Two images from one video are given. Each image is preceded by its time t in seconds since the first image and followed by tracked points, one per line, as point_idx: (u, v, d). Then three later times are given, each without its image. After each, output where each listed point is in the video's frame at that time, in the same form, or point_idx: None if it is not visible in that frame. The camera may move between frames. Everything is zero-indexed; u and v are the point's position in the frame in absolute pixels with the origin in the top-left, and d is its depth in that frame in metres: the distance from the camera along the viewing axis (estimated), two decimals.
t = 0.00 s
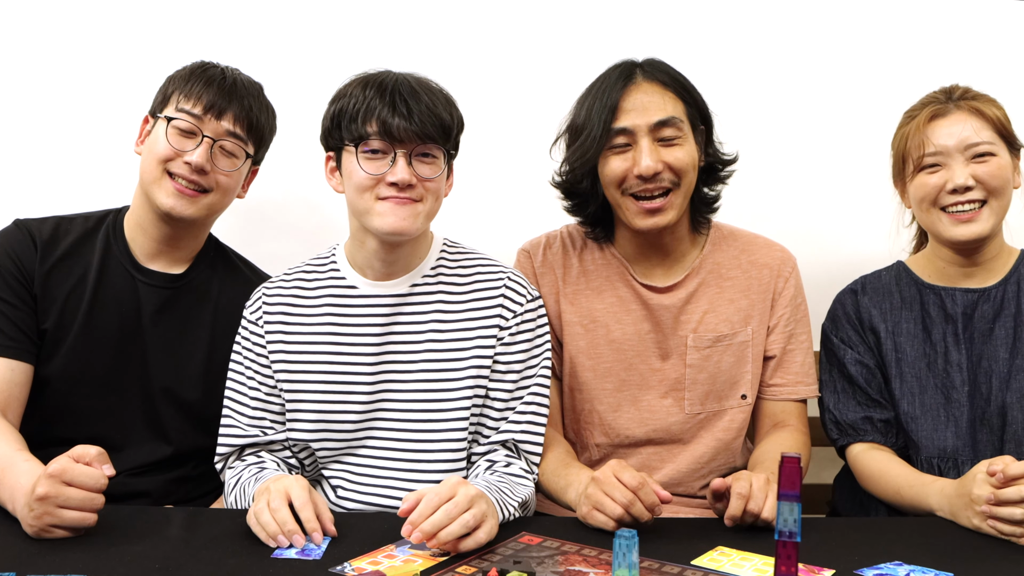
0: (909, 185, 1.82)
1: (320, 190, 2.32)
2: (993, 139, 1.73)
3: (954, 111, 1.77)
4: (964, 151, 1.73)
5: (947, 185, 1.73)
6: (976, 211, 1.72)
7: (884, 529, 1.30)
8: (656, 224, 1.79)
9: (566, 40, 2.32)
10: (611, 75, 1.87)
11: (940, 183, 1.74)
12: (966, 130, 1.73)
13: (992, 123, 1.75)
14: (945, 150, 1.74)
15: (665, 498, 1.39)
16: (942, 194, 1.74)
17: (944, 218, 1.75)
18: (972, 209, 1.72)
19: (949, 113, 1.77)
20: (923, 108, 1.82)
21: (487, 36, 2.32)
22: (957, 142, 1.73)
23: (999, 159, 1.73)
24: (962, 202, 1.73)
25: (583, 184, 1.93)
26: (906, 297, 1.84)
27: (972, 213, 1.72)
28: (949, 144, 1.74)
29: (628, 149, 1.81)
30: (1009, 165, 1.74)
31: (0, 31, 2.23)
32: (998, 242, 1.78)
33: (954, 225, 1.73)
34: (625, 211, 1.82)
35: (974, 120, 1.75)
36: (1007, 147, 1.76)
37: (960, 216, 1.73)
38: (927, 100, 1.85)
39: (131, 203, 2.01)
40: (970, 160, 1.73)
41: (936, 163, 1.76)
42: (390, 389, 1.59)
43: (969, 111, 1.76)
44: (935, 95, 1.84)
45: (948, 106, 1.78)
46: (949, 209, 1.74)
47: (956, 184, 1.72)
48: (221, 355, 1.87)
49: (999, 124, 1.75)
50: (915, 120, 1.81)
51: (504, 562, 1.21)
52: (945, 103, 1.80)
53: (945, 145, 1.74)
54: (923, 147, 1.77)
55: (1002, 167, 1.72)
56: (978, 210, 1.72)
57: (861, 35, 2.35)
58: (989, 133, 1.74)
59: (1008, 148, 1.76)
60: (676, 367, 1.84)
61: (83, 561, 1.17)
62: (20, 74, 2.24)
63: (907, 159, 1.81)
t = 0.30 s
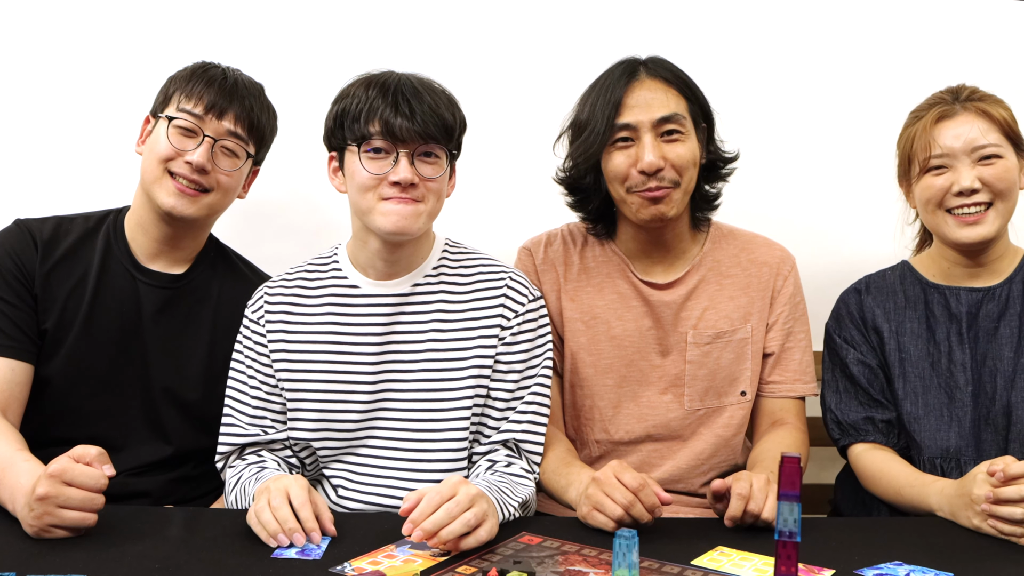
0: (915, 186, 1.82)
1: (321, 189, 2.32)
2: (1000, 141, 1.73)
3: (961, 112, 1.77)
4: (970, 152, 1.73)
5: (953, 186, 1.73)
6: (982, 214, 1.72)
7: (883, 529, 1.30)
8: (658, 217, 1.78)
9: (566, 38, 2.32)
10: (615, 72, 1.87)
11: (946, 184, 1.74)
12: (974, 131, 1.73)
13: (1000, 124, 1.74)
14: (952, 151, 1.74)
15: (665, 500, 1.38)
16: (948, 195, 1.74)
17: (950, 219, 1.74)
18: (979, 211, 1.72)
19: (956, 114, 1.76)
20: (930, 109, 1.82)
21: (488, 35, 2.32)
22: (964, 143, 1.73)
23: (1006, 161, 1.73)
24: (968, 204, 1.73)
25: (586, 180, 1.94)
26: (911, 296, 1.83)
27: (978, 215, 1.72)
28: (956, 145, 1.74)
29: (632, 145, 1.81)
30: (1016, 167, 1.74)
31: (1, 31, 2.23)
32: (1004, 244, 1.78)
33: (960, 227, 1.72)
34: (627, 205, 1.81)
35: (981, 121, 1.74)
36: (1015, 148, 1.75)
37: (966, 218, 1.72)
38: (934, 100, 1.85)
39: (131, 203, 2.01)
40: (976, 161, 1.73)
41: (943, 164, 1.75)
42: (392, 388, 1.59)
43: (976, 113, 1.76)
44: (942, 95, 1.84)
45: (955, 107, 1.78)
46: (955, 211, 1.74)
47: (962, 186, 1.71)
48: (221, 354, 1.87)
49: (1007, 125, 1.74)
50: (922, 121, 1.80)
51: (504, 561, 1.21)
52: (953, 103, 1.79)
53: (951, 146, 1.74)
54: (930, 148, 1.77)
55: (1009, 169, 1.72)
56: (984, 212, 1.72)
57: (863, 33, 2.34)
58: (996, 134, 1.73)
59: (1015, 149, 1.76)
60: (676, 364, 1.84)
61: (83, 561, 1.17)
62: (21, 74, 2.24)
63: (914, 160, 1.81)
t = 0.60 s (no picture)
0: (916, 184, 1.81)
1: (321, 189, 2.32)
2: (1001, 140, 1.73)
3: (962, 110, 1.76)
4: (971, 150, 1.73)
5: (954, 184, 1.73)
6: (983, 212, 1.71)
7: (884, 529, 1.30)
8: (660, 221, 1.79)
9: (568, 38, 2.32)
10: (610, 75, 1.86)
11: (947, 182, 1.74)
12: (975, 130, 1.73)
13: (1001, 123, 1.74)
14: (953, 149, 1.74)
15: (665, 501, 1.38)
16: (949, 193, 1.74)
17: (951, 217, 1.74)
18: (979, 209, 1.72)
19: (958, 112, 1.76)
20: (931, 107, 1.82)
21: (489, 35, 2.32)
22: (965, 141, 1.73)
23: (1007, 160, 1.72)
24: (968, 202, 1.72)
25: (584, 183, 1.94)
26: (913, 296, 1.83)
27: (979, 213, 1.72)
28: (957, 143, 1.74)
29: (629, 148, 1.81)
30: (1018, 165, 1.73)
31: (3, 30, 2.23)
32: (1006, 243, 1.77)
33: (960, 225, 1.72)
34: (626, 208, 1.82)
35: (983, 119, 1.74)
36: (1016, 147, 1.75)
37: (966, 216, 1.72)
38: (936, 99, 1.85)
39: (132, 203, 2.01)
40: (977, 159, 1.72)
41: (944, 162, 1.75)
42: (393, 388, 1.59)
43: (978, 111, 1.75)
44: (944, 94, 1.84)
45: (957, 105, 1.77)
46: (955, 209, 1.74)
47: (963, 184, 1.71)
48: (221, 354, 1.87)
49: (1008, 124, 1.74)
50: (923, 120, 1.80)
51: (504, 561, 1.21)
52: (954, 102, 1.79)
53: (952, 144, 1.74)
54: (931, 146, 1.76)
55: (1010, 167, 1.72)
56: (985, 210, 1.72)
57: (864, 33, 2.34)
58: (998, 133, 1.73)
59: (1017, 148, 1.76)
60: (677, 362, 1.84)
61: (84, 561, 1.18)
62: (23, 74, 2.24)
63: (915, 158, 1.81)
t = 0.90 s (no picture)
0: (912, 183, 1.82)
1: (323, 189, 2.32)
2: (998, 139, 1.73)
3: (960, 110, 1.77)
4: (968, 149, 1.73)
5: (950, 183, 1.73)
6: (979, 211, 1.72)
7: (884, 529, 1.30)
8: (656, 221, 1.80)
9: (568, 38, 2.32)
10: (606, 79, 1.86)
11: (943, 181, 1.74)
12: (971, 129, 1.73)
13: (998, 122, 1.75)
14: (950, 148, 1.74)
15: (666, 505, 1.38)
16: (945, 192, 1.74)
17: (947, 216, 1.74)
18: (975, 208, 1.72)
19: (954, 112, 1.77)
20: (929, 106, 1.82)
21: (490, 34, 2.32)
22: (961, 140, 1.73)
23: (1003, 159, 1.73)
24: (965, 201, 1.73)
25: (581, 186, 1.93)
26: (911, 298, 1.83)
27: (975, 211, 1.72)
28: (953, 142, 1.74)
29: (626, 152, 1.82)
30: (1014, 165, 1.74)
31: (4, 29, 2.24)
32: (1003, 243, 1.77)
33: (957, 223, 1.73)
34: (623, 208, 1.83)
35: (979, 118, 1.74)
36: (1013, 147, 1.75)
37: (963, 215, 1.72)
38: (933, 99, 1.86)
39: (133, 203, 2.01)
40: (974, 158, 1.73)
41: (940, 161, 1.75)
42: (395, 389, 1.59)
43: (974, 111, 1.76)
44: (942, 94, 1.84)
45: (954, 105, 1.78)
46: (952, 207, 1.74)
47: (959, 183, 1.71)
48: (222, 353, 1.88)
49: (1005, 124, 1.74)
50: (920, 120, 1.80)
51: (504, 561, 1.21)
52: (952, 102, 1.79)
53: (949, 143, 1.74)
54: (927, 145, 1.77)
55: (1006, 166, 1.72)
56: (981, 209, 1.72)
57: (865, 33, 2.34)
58: (994, 132, 1.73)
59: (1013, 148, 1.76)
60: (677, 359, 1.84)
61: (83, 561, 1.17)
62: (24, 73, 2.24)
63: (911, 157, 1.81)
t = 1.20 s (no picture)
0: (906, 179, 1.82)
1: (322, 188, 2.32)
2: (990, 135, 1.74)
3: (952, 107, 1.78)
4: (960, 145, 1.74)
5: (944, 178, 1.73)
6: (972, 206, 1.72)
7: (883, 529, 1.30)
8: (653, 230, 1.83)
9: (569, 38, 2.32)
10: (602, 86, 1.85)
11: (936, 177, 1.75)
12: (963, 127, 1.75)
13: (990, 120, 1.76)
14: (943, 144, 1.75)
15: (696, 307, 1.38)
16: (939, 187, 1.74)
17: (940, 212, 1.75)
18: (969, 203, 1.73)
19: (947, 109, 1.78)
20: (923, 103, 1.83)
21: (491, 34, 2.32)
22: (954, 137, 1.74)
23: (996, 155, 1.74)
24: (958, 196, 1.73)
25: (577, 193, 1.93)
26: (910, 293, 1.83)
27: (968, 207, 1.73)
28: (946, 138, 1.75)
29: (621, 163, 1.83)
30: (1006, 162, 1.75)
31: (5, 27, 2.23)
32: (995, 239, 1.79)
33: (951, 219, 1.73)
34: (620, 217, 1.86)
35: (972, 115, 1.76)
36: (1006, 144, 1.76)
37: (956, 210, 1.73)
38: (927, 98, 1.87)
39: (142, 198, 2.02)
40: (966, 154, 1.74)
41: (934, 156, 1.76)
42: (397, 389, 1.59)
43: (967, 107, 1.77)
44: (935, 93, 1.86)
45: (947, 103, 1.79)
46: (946, 203, 1.74)
47: (953, 178, 1.72)
48: (228, 348, 1.86)
49: (998, 121, 1.75)
50: (913, 119, 1.82)
51: (505, 561, 1.21)
52: (945, 99, 1.81)
53: (942, 139, 1.75)
54: (920, 142, 1.78)
55: (998, 163, 1.73)
56: (975, 204, 1.73)
57: (865, 34, 2.35)
58: (986, 129, 1.75)
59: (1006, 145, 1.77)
60: (678, 345, 1.84)
61: (83, 561, 1.17)
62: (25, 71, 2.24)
63: (904, 155, 1.82)
